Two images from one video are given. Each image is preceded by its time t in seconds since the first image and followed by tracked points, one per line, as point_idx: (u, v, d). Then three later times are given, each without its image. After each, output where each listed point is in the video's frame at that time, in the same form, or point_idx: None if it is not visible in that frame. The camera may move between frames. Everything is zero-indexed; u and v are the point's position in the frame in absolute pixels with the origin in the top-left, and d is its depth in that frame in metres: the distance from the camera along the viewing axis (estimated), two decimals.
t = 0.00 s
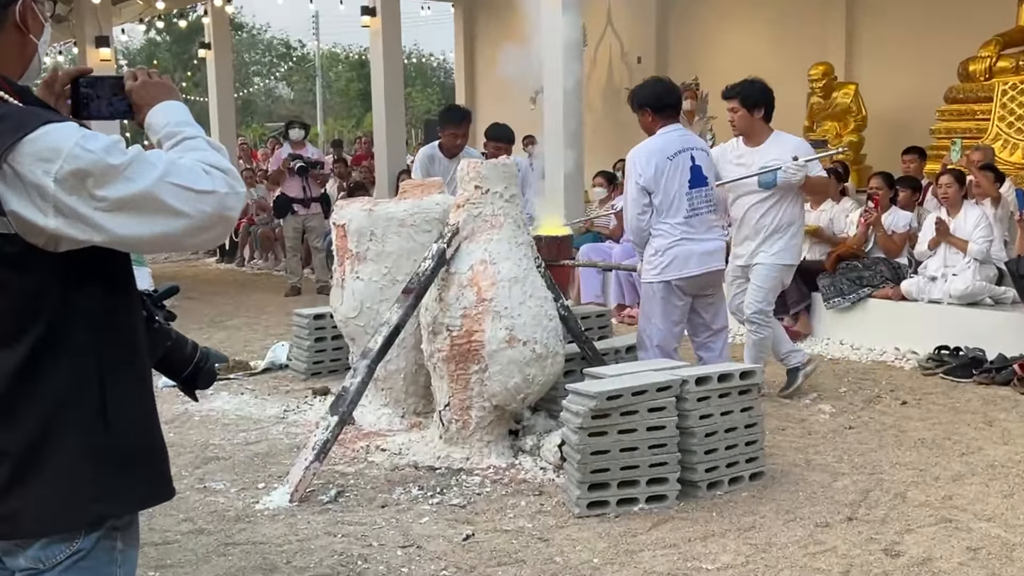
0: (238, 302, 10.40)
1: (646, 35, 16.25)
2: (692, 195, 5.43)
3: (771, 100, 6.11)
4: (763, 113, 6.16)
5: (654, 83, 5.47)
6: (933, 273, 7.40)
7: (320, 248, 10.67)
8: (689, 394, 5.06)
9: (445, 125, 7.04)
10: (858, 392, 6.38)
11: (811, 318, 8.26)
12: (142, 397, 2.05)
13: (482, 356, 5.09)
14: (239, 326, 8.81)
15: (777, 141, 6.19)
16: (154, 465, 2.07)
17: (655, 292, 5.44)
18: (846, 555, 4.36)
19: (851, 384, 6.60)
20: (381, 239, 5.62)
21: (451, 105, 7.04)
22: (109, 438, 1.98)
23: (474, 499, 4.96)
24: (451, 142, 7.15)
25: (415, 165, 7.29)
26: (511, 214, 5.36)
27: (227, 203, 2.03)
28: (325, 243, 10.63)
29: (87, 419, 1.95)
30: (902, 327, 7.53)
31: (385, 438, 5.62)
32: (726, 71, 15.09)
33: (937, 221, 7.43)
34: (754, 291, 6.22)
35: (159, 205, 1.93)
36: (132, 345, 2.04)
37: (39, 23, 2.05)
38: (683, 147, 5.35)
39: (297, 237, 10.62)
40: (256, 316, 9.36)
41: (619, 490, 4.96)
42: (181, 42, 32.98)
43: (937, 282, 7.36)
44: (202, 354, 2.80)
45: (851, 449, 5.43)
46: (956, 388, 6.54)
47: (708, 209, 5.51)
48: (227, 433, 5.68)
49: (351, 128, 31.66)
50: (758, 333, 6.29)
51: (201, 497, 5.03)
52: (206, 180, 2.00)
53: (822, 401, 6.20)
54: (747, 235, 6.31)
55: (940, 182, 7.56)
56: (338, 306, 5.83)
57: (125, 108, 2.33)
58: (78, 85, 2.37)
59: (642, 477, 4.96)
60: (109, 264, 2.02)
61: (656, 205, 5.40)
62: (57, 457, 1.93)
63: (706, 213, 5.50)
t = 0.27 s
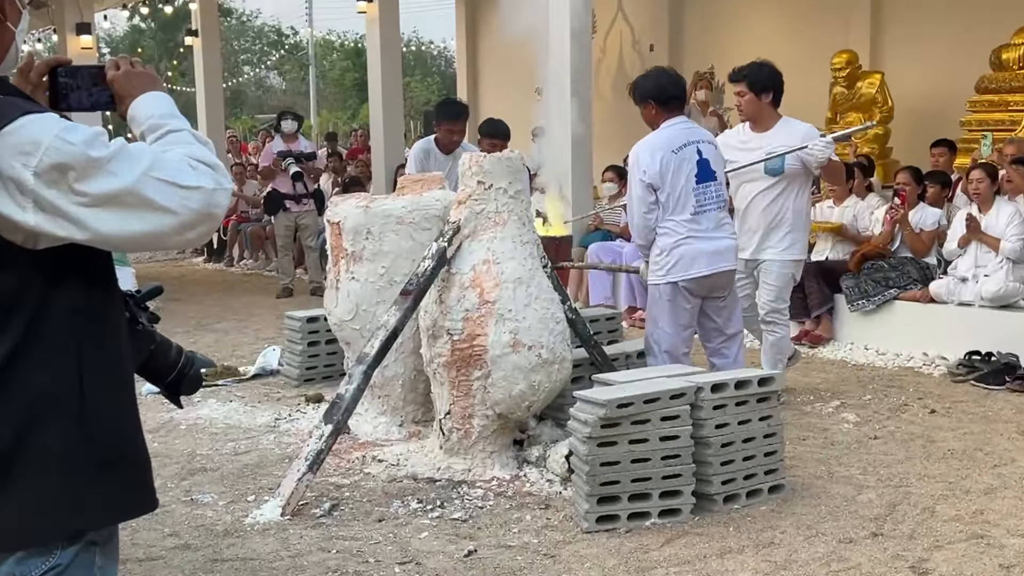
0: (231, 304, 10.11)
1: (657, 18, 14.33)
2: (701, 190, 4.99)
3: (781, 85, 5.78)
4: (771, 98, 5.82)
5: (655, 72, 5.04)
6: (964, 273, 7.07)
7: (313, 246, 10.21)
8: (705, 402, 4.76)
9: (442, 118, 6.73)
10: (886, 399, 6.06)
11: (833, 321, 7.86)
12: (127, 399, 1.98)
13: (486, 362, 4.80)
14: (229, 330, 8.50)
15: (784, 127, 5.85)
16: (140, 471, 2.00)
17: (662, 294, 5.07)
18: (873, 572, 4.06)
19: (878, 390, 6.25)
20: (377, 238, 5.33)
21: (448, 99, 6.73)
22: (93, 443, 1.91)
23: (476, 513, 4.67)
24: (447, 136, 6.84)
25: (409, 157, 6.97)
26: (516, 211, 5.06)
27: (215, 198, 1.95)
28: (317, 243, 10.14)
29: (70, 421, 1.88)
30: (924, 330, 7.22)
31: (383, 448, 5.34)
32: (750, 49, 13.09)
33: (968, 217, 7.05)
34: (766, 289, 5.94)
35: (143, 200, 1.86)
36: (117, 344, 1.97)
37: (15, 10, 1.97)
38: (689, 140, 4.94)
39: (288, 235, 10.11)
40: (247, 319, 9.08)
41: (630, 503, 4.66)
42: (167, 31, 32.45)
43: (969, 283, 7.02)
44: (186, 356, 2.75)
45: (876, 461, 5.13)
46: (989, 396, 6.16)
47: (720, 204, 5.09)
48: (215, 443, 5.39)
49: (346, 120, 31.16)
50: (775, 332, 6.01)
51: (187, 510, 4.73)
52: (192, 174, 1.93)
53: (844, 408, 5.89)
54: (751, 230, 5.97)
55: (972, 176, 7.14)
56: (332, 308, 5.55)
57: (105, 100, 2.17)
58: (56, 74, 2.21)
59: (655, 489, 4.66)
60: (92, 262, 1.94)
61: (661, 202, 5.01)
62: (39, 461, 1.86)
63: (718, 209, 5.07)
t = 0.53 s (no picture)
0: (220, 305, 9.75)
1: None
2: (714, 185, 4.65)
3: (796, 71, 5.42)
4: (786, 84, 5.46)
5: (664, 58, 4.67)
6: (1003, 273, 6.54)
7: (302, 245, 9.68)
8: (723, 411, 4.43)
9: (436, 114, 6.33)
10: (918, 408, 5.71)
11: (862, 324, 7.34)
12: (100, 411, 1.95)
13: (488, 368, 4.46)
14: (218, 334, 8.15)
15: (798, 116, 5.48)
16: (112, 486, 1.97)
17: (674, 298, 4.73)
18: None
19: (910, 399, 5.89)
20: (373, 235, 5.01)
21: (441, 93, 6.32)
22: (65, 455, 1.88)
23: (478, 531, 4.33)
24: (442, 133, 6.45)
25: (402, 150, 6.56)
26: (521, 205, 4.72)
27: (195, 196, 1.91)
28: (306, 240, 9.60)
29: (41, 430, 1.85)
30: (927, 335, 6.93)
31: (377, 461, 5.00)
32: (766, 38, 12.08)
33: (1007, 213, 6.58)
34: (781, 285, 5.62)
35: (120, 196, 1.82)
36: (90, 354, 1.95)
37: None
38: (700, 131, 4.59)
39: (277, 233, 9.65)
40: (234, 321, 8.73)
41: (643, 520, 4.33)
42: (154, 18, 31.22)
43: (1008, 283, 6.50)
44: (167, 363, 2.62)
45: (907, 474, 4.79)
46: None
47: (736, 199, 4.73)
48: (199, 454, 5.06)
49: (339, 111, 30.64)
50: (794, 334, 5.68)
51: (167, 526, 4.38)
52: (172, 170, 1.89)
53: (870, 417, 5.56)
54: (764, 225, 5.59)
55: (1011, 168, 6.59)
56: (324, 310, 5.22)
57: (88, 91, 2.06)
58: (28, 58, 2.04)
59: (671, 505, 4.32)
60: (69, 265, 1.92)
61: (672, 198, 4.66)
62: (9, 471, 1.82)
63: (733, 204, 4.72)
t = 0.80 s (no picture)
0: (223, 307, 9.70)
1: None
2: (722, 185, 4.56)
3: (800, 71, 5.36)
4: (791, 85, 5.40)
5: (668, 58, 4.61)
6: (1019, 275, 6.40)
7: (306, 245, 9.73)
8: (734, 415, 4.35)
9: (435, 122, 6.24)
10: (934, 413, 5.62)
11: (875, 326, 7.26)
12: (97, 424, 2.02)
13: (495, 372, 4.39)
14: (222, 336, 8.09)
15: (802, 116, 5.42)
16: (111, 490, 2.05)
17: (684, 302, 4.64)
18: None
19: (926, 403, 5.80)
20: (377, 236, 4.95)
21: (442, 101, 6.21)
22: (63, 463, 1.96)
23: (484, 537, 4.25)
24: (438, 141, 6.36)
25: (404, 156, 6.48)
26: (528, 206, 4.65)
27: (193, 214, 1.99)
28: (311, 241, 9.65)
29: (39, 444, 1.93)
30: (938, 338, 6.85)
31: (382, 465, 4.93)
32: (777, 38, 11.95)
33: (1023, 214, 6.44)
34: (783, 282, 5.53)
35: (118, 209, 1.89)
36: (92, 364, 2.03)
37: None
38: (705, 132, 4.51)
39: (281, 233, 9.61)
40: (236, 324, 8.67)
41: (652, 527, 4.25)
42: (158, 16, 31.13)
43: None
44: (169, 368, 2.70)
45: (921, 480, 4.71)
46: None
47: (744, 200, 4.65)
48: (201, 459, 4.99)
49: (344, 108, 30.50)
50: (799, 332, 5.55)
51: (169, 531, 4.31)
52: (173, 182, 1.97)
53: (884, 422, 5.47)
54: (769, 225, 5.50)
55: None
56: (328, 313, 5.16)
57: (93, 92, 2.18)
58: (34, 62, 2.17)
59: (680, 512, 4.25)
60: (72, 279, 2.00)
61: (679, 200, 4.58)
62: (11, 476, 1.91)
63: (742, 206, 4.64)
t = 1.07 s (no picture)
0: (229, 310, 9.64)
1: None
2: (734, 185, 4.49)
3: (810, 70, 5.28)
4: (802, 84, 5.31)
5: (677, 58, 4.54)
6: None
7: (314, 248, 9.46)
8: (748, 422, 4.26)
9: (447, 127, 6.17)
10: (953, 420, 5.53)
11: (892, 330, 7.15)
12: (101, 448, 2.04)
13: (505, 377, 4.32)
14: (228, 340, 8.02)
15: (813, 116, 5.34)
16: (110, 516, 2.08)
17: (698, 306, 4.55)
18: None
19: (945, 410, 5.71)
20: (385, 238, 4.88)
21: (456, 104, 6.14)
22: (55, 494, 1.98)
23: (493, 545, 4.17)
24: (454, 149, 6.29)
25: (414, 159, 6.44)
26: (538, 208, 4.58)
27: (133, 310, 1.84)
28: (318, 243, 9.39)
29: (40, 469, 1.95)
30: (955, 342, 6.76)
31: (389, 472, 4.86)
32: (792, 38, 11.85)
33: None
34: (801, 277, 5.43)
35: (56, 262, 1.77)
36: (93, 399, 2.01)
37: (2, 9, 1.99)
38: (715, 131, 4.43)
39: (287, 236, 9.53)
40: (242, 327, 8.61)
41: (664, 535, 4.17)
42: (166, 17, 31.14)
43: None
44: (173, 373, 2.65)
45: (939, 488, 4.62)
46: None
47: (756, 201, 4.57)
48: (206, 465, 4.93)
49: (352, 107, 30.49)
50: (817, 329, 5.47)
51: (173, 538, 4.24)
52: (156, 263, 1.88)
53: (902, 428, 5.38)
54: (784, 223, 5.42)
55: None
56: (335, 316, 5.09)
57: (97, 91, 2.22)
58: (34, 62, 2.15)
59: (694, 520, 4.17)
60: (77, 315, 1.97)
61: (690, 201, 4.49)
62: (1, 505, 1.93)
63: (754, 207, 4.56)
